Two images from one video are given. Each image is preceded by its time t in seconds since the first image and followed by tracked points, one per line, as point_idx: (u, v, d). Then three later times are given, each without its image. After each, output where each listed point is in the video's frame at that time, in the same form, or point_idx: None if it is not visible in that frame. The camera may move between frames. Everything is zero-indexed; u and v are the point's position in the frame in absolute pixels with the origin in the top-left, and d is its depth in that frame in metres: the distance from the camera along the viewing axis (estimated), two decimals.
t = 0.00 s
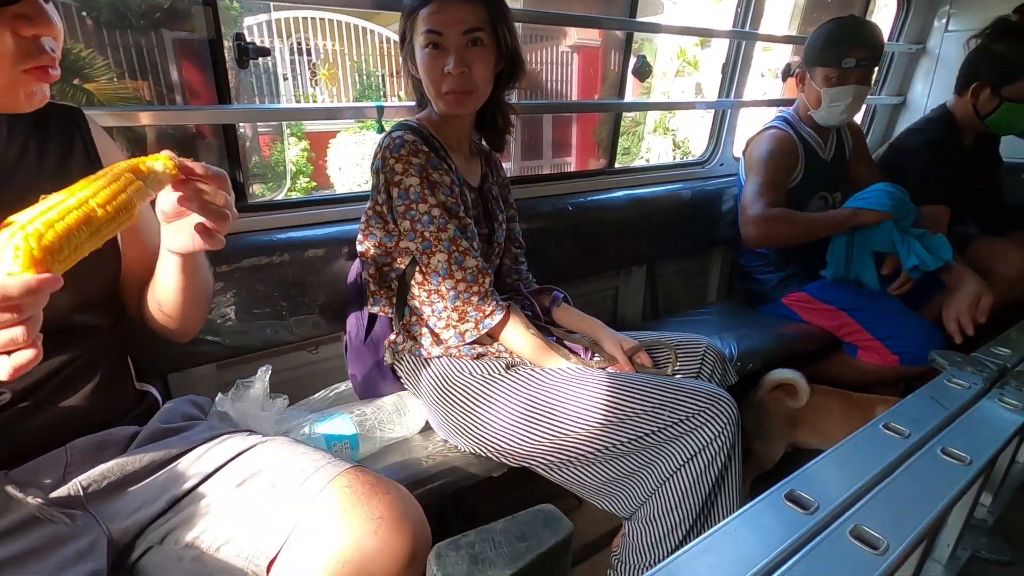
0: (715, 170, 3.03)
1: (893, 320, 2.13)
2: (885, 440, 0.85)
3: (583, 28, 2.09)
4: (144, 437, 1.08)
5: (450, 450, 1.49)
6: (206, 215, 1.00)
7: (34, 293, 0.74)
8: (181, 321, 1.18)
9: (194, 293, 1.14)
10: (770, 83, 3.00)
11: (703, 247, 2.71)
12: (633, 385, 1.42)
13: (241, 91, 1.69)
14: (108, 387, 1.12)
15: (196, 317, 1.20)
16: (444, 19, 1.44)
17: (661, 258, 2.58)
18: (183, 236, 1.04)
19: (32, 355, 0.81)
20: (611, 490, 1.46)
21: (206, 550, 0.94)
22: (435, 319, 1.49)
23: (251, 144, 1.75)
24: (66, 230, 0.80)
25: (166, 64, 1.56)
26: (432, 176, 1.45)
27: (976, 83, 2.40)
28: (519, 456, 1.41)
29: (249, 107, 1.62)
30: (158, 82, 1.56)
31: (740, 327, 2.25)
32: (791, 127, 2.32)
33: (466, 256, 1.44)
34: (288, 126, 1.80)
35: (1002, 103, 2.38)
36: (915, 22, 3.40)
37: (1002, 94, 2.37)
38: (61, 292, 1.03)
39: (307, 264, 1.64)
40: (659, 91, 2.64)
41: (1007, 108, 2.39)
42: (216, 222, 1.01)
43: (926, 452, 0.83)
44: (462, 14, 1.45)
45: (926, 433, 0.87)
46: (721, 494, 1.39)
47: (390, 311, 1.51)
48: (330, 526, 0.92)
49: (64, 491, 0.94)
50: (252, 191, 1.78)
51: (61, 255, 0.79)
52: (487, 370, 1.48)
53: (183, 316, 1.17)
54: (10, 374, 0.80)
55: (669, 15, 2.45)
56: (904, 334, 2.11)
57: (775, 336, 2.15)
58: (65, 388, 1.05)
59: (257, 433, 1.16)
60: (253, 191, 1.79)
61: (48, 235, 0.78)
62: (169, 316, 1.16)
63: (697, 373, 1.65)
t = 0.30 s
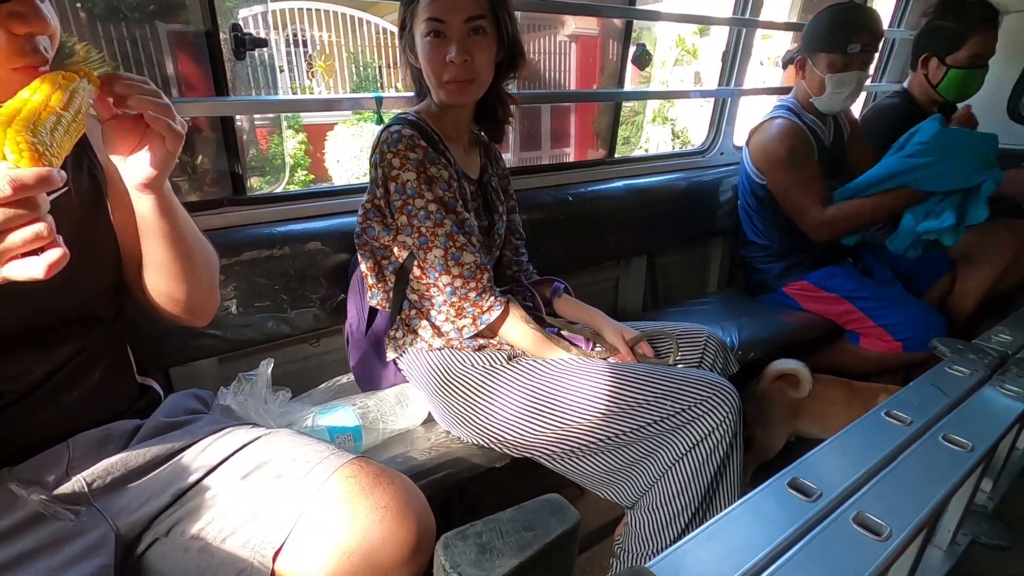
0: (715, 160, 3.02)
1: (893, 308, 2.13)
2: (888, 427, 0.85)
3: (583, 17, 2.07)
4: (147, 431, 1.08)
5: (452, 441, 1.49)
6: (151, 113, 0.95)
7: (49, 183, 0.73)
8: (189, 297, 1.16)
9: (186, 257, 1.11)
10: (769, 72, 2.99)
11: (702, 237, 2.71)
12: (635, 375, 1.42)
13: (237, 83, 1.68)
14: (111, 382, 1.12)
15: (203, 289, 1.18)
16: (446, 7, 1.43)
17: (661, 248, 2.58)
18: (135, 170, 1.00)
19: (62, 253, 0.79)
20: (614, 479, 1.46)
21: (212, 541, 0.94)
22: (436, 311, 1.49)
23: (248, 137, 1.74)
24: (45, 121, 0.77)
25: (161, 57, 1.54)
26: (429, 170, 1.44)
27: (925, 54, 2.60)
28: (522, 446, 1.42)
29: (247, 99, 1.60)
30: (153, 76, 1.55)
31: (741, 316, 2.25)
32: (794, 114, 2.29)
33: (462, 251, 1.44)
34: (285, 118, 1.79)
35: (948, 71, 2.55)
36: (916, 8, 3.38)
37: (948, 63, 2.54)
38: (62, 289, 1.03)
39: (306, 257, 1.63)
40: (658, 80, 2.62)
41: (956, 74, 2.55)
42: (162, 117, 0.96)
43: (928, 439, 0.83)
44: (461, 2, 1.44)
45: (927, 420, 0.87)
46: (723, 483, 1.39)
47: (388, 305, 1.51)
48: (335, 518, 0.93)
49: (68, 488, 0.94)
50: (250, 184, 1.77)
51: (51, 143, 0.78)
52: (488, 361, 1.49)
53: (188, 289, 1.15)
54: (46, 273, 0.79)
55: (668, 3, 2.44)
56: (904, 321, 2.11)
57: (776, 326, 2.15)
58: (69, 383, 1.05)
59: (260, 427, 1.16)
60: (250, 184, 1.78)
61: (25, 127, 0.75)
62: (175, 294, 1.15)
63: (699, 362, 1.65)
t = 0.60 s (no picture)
0: (718, 156, 3.01)
1: (900, 304, 2.13)
2: (896, 424, 0.85)
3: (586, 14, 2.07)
4: (156, 431, 1.08)
5: (459, 439, 1.50)
6: (123, 86, 0.94)
7: (32, 147, 0.73)
8: (197, 292, 1.15)
9: (188, 247, 1.10)
10: (773, 67, 2.97)
11: (706, 233, 2.70)
12: (640, 372, 1.42)
13: (241, 82, 1.68)
14: (121, 383, 1.13)
15: (211, 283, 1.17)
16: (457, 5, 1.43)
17: (664, 245, 2.57)
18: (123, 160, 1.00)
19: (57, 217, 0.78)
20: (619, 477, 1.46)
21: (221, 539, 0.94)
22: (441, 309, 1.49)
23: (251, 136, 1.74)
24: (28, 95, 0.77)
25: (164, 56, 1.54)
26: (431, 171, 1.44)
27: (904, 47, 2.66)
28: (528, 444, 1.42)
29: (252, 98, 1.61)
30: (156, 74, 1.55)
31: (745, 313, 2.24)
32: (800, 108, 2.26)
33: (463, 253, 1.44)
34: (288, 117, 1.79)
35: (925, 62, 2.62)
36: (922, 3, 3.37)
37: (925, 56, 2.61)
38: (70, 288, 1.03)
39: (312, 255, 1.63)
40: (661, 76, 2.62)
41: (934, 65, 2.62)
42: (138, 88, 0.95)
43: (936, 435, 0.83)
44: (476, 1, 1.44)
45: (935, 417, 0.87)
46: (730, 479, 1.39)
47: (392, 303, 1.51)
48: (342, 516, 0.93)
49: (81, 488, 0.95)
50: (254, 184, 1.78)
51: (32, 113, 0.77)
52: (494, 359, 1.49)
53: (194, 283, 1.14)
54: (41, 238, 0.78)
55: None
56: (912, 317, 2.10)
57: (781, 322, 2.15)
58: (80, 383, 1.06)
59: (268, 425, 1.17)
60: (254, 183, 1.78)
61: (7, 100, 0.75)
62: (183, 290, 1.14)
63: (705, 359, 1.64)
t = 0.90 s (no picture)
0: (723, 157, 3.00)
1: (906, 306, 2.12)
2: (902, 426, 0.85)
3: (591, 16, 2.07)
4: (164, 433, 1.09)
5: (463, 441, 1.49)
6: (145, 91, 0.93)
7: (37, 141, 0.72)
8: (208, 294, 1.16)
9: (200, 249, 1.11)
10: (776, 68, 2.97)
11: (710, 235, 2.70)
12: (645, 374, 1.42)
13: (245, 85, 1.68)
14: (128, 386, 1.13)
15: (222, 283, 1.18)
16: (466, 9, 1.44)
17: (668, 246, 2.57)
18: (140, 163, 1.00)
19: (74, 225, 0.78)
20: (624, 480, 1.46)
21: (227, 541, 0.95)
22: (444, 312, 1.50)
23: (255, 138, 1.74)
24: (41, 90, 0.77)
25: (168, 59, 1.55)
26: (436, 173, 1.45)
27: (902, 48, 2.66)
28: (532, 447, 1.42)
29: (257, 101, 1.61)
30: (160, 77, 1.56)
31: (750, 314, 2.24)
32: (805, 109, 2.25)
33: (468, 255, 1.44)
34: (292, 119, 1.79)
35: (921, 64, 2.62)
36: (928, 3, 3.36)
37: (920, 57, 2.61)
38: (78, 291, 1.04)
39: (317, 258, 1.64)
40: (665, 77, 2.62)
41: (930, 67, 2.61)
42: (159, 94, 0.94)
43: (943, 437, 0.83)
44: (487, 5, 1.45)
45: (943, 419, 0.87)
46: (735, 482, 1.38)
47: (396, 306, 1.52)
48: (347, 519, 0.93)
49: (90, 488, 0.96)
50: (259, 186, 1.78)
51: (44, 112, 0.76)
52: (498, 361, 1.49)
53: (207, 284, 1.15)
54: (56, 249, 0.77)
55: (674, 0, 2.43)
56: (918, 318, 2.10)
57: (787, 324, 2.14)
58: (88, 386, 1.06)
59: (273, 428, 1.17)
60: (258, 185, 1.79)
61: (20, 96, 0.74)
62: (194, 292, 1.15)
63: (710, 362, 1.64)
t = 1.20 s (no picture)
0: (729, 165, 3.00)
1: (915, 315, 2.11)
2: (912, 439, 0.84)
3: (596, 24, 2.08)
4: (174, 441, 1.10)
5: (470, 451, 1.50)
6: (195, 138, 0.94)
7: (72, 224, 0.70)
8: (216, 310, 1.17)
9: (220, 273, 1.13)
10: (783, 75, 2.97)
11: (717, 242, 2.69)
12: (652, 384, 1.41)
13: (254, 94, 1.70)
14: (139, 395, 1.14)
15: (232, 301, 1.19)
16: (472, 21, 1.45)
17: (674, 253, 2.57)
18: (177, 195, 1.00)
19: (99, 297, 0.77)
20: (630, 490, 1.46)
21: (236, 550, 0.95)
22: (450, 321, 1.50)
23: (263, 145, 1.76)
24: (91, 155, 0.80)
25: (178, 66, 1.57)
26: (444, 183, 1.46)
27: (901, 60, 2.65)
28: (539, 456, 1.42)
29: (266, 111, 1.63)
30: (170, 85, 1.57)
31: (758, 322, 2.23)
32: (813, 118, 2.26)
33: (476, 264, 1.44)
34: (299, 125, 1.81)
35: (919, 74, 2.61)
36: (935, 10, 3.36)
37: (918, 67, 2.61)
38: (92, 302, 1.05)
39: (325, 267, 1.65)
40: (670, 83, 2.62)
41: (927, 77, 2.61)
42: (209, 144, 0.96)
43: (954, 451, 0.82)
44: (493, 17, 1.46)
45: (953, 432, 0.86)
46: (742, 492, 1.38)
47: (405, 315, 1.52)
48: (355, 529, 0.93)
49: (101, 496, 0.96)
50: (268, 194, 1.80)
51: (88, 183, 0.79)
52: (505, 371, 1.49)
53: (217, 301, 1.16)
54: (79, 320, 0.77)
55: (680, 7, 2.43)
56: (927, 327, 2.09)
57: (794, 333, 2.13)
58: (100, 396, 1.07)
59: (283, 436, 1.17)
60: (266, 192, 1.80)
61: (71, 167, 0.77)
62: (203, 308, 1.15)
63: (717, 371, 1.63)
